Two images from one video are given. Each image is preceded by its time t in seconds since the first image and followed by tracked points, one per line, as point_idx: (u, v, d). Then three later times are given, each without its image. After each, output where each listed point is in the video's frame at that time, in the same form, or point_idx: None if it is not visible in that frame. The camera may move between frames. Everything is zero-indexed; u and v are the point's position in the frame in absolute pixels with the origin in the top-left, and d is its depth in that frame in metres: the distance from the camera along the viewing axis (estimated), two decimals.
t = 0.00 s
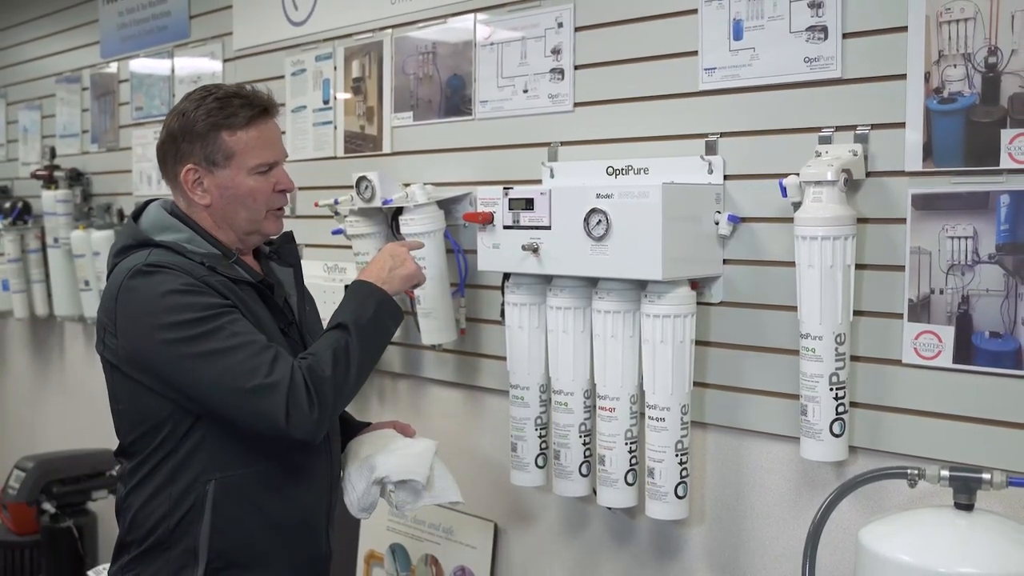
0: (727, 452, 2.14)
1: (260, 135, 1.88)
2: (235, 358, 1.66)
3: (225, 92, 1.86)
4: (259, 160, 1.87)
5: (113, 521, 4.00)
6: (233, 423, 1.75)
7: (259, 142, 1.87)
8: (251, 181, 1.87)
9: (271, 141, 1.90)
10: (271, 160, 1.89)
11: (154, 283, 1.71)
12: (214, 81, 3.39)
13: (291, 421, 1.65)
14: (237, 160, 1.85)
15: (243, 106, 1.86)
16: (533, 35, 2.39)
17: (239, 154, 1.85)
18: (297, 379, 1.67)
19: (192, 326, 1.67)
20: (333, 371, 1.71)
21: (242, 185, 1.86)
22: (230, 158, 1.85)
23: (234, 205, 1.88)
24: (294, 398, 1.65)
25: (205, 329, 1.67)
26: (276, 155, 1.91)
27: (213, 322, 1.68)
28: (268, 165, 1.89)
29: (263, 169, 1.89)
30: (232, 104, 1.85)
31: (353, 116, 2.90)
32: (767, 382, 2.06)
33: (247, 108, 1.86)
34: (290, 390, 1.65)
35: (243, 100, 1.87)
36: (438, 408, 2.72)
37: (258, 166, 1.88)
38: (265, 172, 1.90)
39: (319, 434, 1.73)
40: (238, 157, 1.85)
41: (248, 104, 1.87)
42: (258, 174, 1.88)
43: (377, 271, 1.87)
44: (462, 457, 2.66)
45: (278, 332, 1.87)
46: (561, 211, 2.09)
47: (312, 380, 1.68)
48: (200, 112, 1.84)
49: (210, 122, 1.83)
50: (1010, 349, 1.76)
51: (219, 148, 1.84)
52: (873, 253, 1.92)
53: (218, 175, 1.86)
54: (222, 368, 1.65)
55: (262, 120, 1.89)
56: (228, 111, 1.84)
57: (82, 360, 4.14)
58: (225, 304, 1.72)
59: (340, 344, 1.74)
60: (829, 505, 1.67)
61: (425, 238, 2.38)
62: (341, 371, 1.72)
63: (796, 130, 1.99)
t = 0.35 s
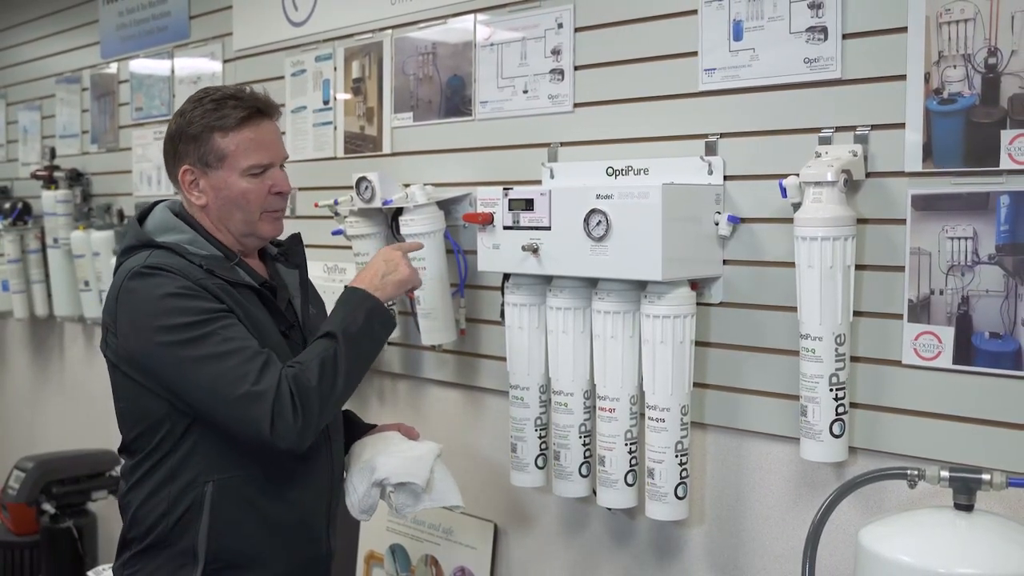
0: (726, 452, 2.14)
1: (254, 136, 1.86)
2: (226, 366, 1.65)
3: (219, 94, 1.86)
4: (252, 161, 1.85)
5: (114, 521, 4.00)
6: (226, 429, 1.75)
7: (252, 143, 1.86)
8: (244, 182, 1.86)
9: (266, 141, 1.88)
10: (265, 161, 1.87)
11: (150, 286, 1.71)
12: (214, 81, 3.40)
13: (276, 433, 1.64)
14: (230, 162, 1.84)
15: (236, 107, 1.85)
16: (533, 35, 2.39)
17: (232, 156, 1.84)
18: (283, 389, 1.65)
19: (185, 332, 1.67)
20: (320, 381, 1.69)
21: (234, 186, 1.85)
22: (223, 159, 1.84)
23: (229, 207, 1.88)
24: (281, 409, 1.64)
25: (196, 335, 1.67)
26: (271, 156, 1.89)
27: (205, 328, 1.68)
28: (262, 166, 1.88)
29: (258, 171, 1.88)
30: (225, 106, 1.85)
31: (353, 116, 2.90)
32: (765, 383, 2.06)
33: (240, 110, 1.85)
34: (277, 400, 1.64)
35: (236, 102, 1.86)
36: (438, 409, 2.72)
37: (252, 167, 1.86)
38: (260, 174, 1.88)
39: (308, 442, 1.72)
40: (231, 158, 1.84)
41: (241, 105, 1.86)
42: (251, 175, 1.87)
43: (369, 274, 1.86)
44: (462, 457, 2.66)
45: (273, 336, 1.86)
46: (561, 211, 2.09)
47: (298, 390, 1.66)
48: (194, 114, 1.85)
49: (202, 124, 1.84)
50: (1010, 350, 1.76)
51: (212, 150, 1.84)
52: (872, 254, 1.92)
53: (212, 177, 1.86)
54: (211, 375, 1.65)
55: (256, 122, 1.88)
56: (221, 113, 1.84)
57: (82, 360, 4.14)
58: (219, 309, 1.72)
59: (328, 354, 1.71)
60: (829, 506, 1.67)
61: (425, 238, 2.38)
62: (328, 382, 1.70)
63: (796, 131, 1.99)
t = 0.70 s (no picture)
0: (726, 452, 2.14)
1: (264, 138, 1.85)
2: (135, 411, 1.66)
3: (234, 95, 1.86)
4: (261, 163, 1.85)
5: (113, 520, 4.00)
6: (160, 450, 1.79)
7: (262, 145, 1.85)
8: (253, 183, 1.85)
9: (276, 142, 1.87)
10: (275, 163, 1.86)
11: (135, 296, 1.74)
12: (214, 81, 3.40)
13: (138, 490, 1.67)
14: (239, 162, 1.84)
15: (247, 109, 1.85)
16: (533, 35, 2.39)
17: (241, 156, 1.84)
18: (163, 463, 1.64)
19: (133, 359, 1.68)
20: (200, 468, 1.65)
21: (243, 187, 1.85)
22: (233, 159, 1.84)
23: (237, 207, 1.87)
24: (151, 477, 1.65)
25: (133, 366, 1.68)
26: (281, 158, 1.88)
27: (151, 364, 1.68)
28: (272, 167, 1.87)
29: (267, 173, 1.87)
30: (237, 107, 1.85)
31: (353, 116, 2.90)
32: (765, 383, 2.06)
33: (252, 111, 1.85)
34: (156, 468, 1.64)
35: (249, 103, 1.86)
36: (438, 409, 2.72)
37: (261, 168, 1.85)
38: (269, 175, 1.87)
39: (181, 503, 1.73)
40: (240, 159, 1.84)
41: (253, 107, 1.85)
42: (261, 176, 1.86)
43: (323, 385, 1.74)
44: (462, 457, 2.66)
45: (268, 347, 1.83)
46: (561, 211, 2.09)
47: (175, 470, 1.64)
48: (207, 114, 1.85)
49: (214, 124, 1.84)
50: (1010, 350, 1.76)
51: (222, 150, 1.84)
52: (872, 254, 1.92)
53: (222, 177, 1.86)
54: (124, 412, 1.68)
55: (268, 124, 1.87)
56: (233, 113, 1.84)
57: (82, 360, 4.14)
58: (177, 345, 1.69)
59: (228, 447, 1.67)
60: (829, 506, 1.67)
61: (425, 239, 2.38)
62: (212, 471, 1.66)
63: (795, 131, 1.99)
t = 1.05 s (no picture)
0: (726, 452, 2.14)
1: (264, 139, 1.85)
2: (98, 414, 1.70)
3: (234, 97, 1.87)
4: (261, 164, 1.84)
5: (113, 519, 4.00)
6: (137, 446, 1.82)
7: (261, 146, 1.85)
8: (253, 185, 1.85)
9: (277, 144, 1.87)
10: (275, 165, 1.86)
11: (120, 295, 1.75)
12: (214, 80, 3.39)
13: (91, 488, 1.71)
14: (240, 164, 1.84)
15: (247, 110, 1.85)
16: (533, 35, 2.39)
17: (241, 158, 1.84)
18: (119, 470, 1.67)
19: (109, 361, 1.70)
20: (152, 481, 1.68)
21: (243, 188, 1.85)
22: (233, 161, 1.84)
23: (238, 208, 1.87)
24: (105, 478, 1.69)
25: (109, 368, 1.70)
26: (282, 160, 1.87)
27: (124, 370, 1.69)
28: (272, 169, 1.86)
29: (268, 174, 1.87)
30: (237, 108, 1.85)
31: (353, 116, 2.90)
32: (765, 383, 2.06)
33: (252, 112, 1.85)
34: (109, 471, 1.68)
35: (249, 104, 1.86)
36: (438, 408, 2.72)
37: (261, 170, 1.85)
38: (270, 177, 1.87)
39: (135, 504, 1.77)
40: (240, 160, 1.84)
41: (252, 108, 1.85)
42: (261, 178, 1.86)
43: (291, 418, 1.76)
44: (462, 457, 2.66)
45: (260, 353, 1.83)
46: (561, 211, 2.09)
47: (127, 479, 1.67)
48: (209, 115, 1.86)
49: (215, 126, 1.85)
50: (1010, 350, 1.76)
51: (223, 151, 1.85)
52: (872, 253, 1.92)
53: (223, 178, 1.86)
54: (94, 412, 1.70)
55: (268, 125, 1.87)
56: (233, 115, 1.84)
57: (82, 360, 4.13)
58: (150, 354, 1.69)
59: (185, 465, 1.69)
60: (829, 506, 1.67)
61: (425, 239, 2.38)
62: (165, 485, 1.69)
63: (795, 131, 1.99)
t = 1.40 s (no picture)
0: (726, 452, 2.14)
1: (261, 137, 1.85)
2: (95, 412, 1.70)
3: (231, 96, 1.87)
4: (257, 162, 1.84)
5: (112, 519, 3.99)
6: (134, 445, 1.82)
7: (257, 145, 1.85)
8: (249, 183, 1.85)
9: (274, 142, 1.87)
10: (271, 163, 1.86)
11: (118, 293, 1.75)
12: (214, 80, 3.39)
13: (87, 485, 1.71)
14: (236, 162, 1.84)
15: (243, 108, 1.85)
16: (533, 35, 2.39)
17: (237, 156, 1.84)
18: (114, 466, 1.67)
19: (106, 358, 1.70)
20: (146, 478, 1.67)
21: (239, 187, 1.85)
22: (229, 160, 1.85)
23: (235, 207, 1.87)
24: (100, 475, 1.69)
25: (106, 365, 1.70)
26: (278, 157, 1.87)
27: (119, 367, 1.69)
28: (268, 167, 1.86)
29: (264, 172, 1.86)
30: (233, 107, 1.85)
31: (353, 116, 2.91)
32: (765, 383, 2.06)
33: (248, 110, 1.85)
34: (104, 468, 1.68)
35: (245, 103, 1.86)
36: (438, 408, 2.72)
37: (257, 168, 1.85)
38: (267, 175, 1.87)
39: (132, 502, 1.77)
40: (237, 158, 1.85)
41: (249, 106, 1.85)
42: (257, 176, 1.86)
43: (287, 412, 1.76)
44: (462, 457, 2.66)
45: (257, 351, 1.83)
46: (561, 211, 2.09)
47: (122, 476, 1.67)
48: (206, 115, 1.86)
49: (212, 125, 1.85)
50: (1010, 349, 1.76)
51: (220, 150, 1.85)
52: (872, 253, 1.92)
53: (220, 177, 1.87)
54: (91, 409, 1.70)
55: (265, 123, 1.87)
56: (230, 114, 1.84)
57: (82, 359, 4.13)
58: (146, 351, 1.69)
59: (180, 461, 1.69)
60: (829, 506, 1.67)
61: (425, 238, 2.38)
62: (160, 480, 1.68)
63: (795, 131, 1.99)
